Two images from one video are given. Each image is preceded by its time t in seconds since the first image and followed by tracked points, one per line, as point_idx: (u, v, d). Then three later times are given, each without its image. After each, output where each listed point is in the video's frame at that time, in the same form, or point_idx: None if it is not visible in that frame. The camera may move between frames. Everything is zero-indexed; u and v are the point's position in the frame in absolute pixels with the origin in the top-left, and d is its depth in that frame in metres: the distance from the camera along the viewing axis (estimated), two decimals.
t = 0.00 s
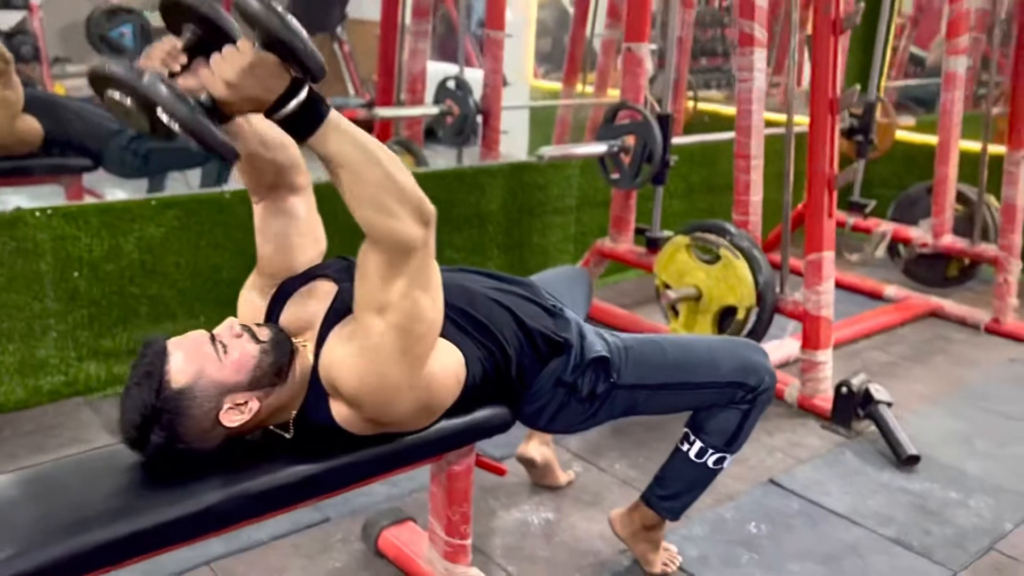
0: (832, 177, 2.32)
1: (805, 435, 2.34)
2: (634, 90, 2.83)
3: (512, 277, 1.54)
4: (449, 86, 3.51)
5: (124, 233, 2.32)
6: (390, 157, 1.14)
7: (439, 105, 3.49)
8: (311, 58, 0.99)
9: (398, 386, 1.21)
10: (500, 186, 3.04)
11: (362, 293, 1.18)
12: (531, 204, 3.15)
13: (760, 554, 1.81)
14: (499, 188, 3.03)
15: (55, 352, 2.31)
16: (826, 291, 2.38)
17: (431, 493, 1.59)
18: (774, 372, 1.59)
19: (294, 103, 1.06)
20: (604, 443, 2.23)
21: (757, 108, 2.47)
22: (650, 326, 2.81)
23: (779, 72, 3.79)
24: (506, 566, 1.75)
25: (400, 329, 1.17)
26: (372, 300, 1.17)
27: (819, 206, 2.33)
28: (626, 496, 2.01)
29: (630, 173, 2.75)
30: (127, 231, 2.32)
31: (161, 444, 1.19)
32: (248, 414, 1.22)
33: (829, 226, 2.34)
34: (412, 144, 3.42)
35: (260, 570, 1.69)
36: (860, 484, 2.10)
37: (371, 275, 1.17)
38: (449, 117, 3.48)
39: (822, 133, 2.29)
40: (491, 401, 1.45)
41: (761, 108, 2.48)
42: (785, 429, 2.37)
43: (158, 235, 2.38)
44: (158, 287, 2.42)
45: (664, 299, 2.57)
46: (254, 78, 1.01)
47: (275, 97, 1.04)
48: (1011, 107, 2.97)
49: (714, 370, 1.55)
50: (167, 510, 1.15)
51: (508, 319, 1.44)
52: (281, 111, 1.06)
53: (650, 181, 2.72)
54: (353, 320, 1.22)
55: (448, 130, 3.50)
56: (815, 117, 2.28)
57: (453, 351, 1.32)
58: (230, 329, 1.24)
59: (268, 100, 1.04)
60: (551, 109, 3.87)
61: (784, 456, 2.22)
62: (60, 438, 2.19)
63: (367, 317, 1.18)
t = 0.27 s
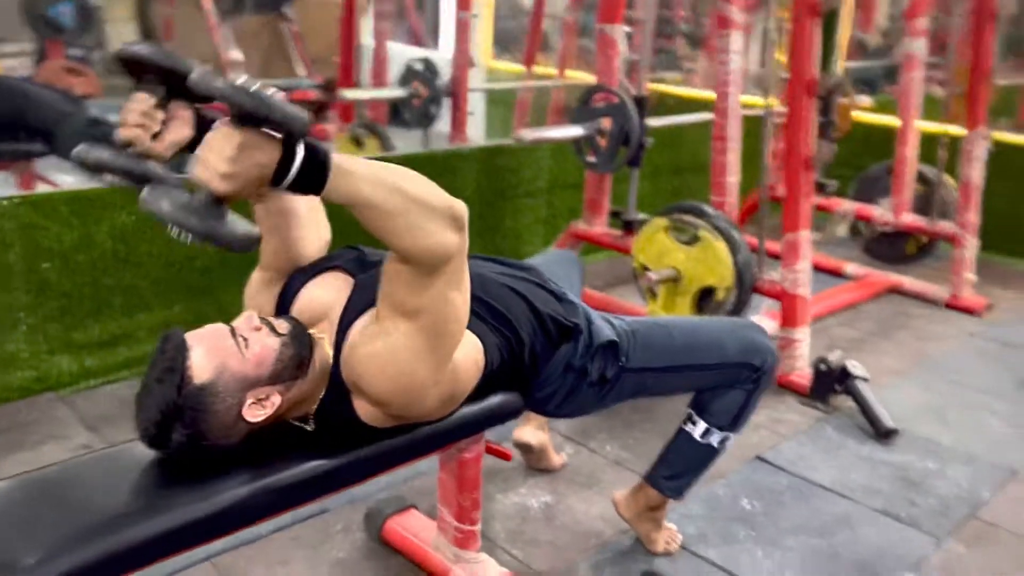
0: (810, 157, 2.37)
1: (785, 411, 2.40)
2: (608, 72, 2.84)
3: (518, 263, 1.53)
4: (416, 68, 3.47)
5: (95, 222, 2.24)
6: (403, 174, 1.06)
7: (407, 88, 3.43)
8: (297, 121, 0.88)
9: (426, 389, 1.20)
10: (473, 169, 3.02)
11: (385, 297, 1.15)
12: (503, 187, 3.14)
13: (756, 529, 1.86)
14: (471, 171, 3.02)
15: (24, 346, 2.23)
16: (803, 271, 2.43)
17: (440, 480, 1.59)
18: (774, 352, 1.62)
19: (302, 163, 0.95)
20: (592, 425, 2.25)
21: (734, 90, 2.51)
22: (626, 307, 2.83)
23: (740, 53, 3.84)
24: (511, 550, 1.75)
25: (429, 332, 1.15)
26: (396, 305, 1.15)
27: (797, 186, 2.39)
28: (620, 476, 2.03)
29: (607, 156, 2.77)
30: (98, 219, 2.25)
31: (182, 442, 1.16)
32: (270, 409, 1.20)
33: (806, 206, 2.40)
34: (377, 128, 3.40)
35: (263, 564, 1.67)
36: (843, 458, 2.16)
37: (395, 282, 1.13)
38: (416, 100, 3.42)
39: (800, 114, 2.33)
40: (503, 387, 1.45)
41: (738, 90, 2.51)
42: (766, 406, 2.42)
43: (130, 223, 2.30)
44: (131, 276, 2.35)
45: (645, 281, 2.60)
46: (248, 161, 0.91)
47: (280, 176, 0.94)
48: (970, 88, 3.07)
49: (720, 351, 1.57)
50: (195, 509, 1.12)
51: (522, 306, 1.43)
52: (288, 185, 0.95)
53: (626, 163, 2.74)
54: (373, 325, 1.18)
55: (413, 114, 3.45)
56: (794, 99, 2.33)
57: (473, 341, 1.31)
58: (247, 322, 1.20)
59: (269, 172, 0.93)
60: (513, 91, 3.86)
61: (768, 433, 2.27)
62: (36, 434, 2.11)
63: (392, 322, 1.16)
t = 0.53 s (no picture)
0: (775, 128, 2.43)
1: (757, 375, 2.47)
2: (570, 46, 2.86)
3: (520, 240, 1.56)
4: (369, 42, 3.46)
5: (59, 209, 2.18)
6: (428, 198, 1.02)
7: (361, 64, 3.42)
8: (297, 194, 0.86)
9: (455, 372, 1.21)
10: (436, 145, 3.03)
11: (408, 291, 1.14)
12: (465, 163, 3.15)
13: (744, 489, 1.92)
14: (434, 148, 3.02)
15: None
16: (769, 238, 2.51)
17: (446, 457, 1.61)
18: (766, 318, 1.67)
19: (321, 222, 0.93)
20: (574, 397, 2.29)
21: (698, 63, 2.55)
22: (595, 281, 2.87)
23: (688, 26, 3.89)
24: (513, 522, 1.78)
25: (458, 318, 1.16)
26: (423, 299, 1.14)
27: (763, 155, 2.45)
28: (608, 445, 2.08)
29: (572, 130, 2.79)
30: (61, 206, 2.18)
31: (210, 431, 1.15)
32: (297, 393, 1.18)
33: (772, 175, 2.47)
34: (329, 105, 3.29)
35: (269, 550, 1.66)
36: (815, 418, 2.25)
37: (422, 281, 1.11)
38: (371, 76, 3.40)
39: (764, 85, 2.39)
40: (512, 362, 1.46)
41: (702, 62, 2.56)
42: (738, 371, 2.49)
43: (94, 209, 2.24)
44: (97, 265, 2.28)
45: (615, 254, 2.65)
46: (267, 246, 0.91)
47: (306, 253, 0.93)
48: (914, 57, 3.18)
49: (716, 320, 1.61)
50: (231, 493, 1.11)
51: (529, 281, 1.45)
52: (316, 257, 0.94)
53: (591, 137, 2.76)
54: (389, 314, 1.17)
55: (368, 89, 3.41)
56: (759, 70, 2.39)
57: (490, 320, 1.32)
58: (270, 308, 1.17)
59: (290, 242, 0.91)
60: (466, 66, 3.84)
61: (743, 397, 2.35)
62: (9, 431, 2.06)
63: (419, 317, 1.15)
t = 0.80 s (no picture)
0: (740, 108, 2.47)
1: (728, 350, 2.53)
2: (532, 28, 2.85)
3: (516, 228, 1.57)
4: (323, 26, 3.36)
5: (19, 206, 2.11)
6: (455, 218, 1.02)
7: (315, 48, 3.34)
8: (308, 267, 0.84)
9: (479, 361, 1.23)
10: (399, 129, 2.99)
11: (428, 297, 1.12)
12: (427, 147, 3.12)
13: (729, 463, 1.97)
14: (397, 133, 2.99)
15: None
16: (736, 216, 2.55)
17: (447, 445, 1.61)
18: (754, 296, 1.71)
19: (350, 268, 0.95)
20: (555, 379, 2.31)
21: (663, 44, 2.58)
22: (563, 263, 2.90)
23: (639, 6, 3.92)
24: (509, 506, 1.80)
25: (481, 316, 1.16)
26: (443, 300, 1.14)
27: (730, 135, 2.49)
28: (593, 425, 2.10)
29: (539, 112, 2.79)
30: (21, 203, 2.11)
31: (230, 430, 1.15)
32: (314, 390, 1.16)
33: (738, 154, 2.51)
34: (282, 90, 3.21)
35: (269, 546, 1.65)
36: (788, 390, 2.32)
37: (445, 290, 1.10)
38: (327, 60, 3.32)
39: (730, 66, 2.43)
40: (514, 349, 1.46)
41: (667, 44, 2.58)
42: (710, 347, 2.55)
43: (55, 205, 2.17)
44: (60, 262, 2.22)
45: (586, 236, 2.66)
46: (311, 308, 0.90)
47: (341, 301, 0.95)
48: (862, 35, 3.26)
49: (707, 299, 1.65)
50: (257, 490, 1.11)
51: (530, 268, 1.46)
52: (353, 300, 0.96)
53: (557, 120, 2.76)
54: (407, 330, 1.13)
55: (323, 74, 3.33)
56: (724, 51, 2.42)
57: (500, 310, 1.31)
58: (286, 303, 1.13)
59: (328, 295, 0.92)
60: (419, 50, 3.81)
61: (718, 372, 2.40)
62: None
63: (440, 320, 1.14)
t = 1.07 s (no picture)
0: (706, 91, 2.47)
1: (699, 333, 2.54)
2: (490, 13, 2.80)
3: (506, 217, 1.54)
4: (272, 13, 3.23)
5: None
6: (472, 226, 1.01)
7: (264, 36, 3.21)
8: (339, 296, 0.87)
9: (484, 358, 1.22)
10: (357, 118, 2.93)
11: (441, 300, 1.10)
12: (386, 136, 3.05)
13: (713, 446, 1.98)
14: (355, 122, 2.92)
15: None
16: (703, 201, 2.57)
17: (439, 441, 1.58)
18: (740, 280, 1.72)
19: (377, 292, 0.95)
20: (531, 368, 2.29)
21: (626, 28, 2.56)
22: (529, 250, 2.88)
23: None
24: (499, 499, 1.78)
25: (494, 316, 1.15)
26: (457, 299, 1.11)
27: (696, 118, 2.49)
28: (575, 413, 2.09)
29: (500, 100, 2.74)
30: None
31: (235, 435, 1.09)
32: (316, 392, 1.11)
33: (704, 138, 2.53)
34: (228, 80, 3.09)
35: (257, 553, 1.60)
36: (762, 370, 2.34)
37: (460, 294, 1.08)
38: (277, 48, 3.20)
39: (695, 49, 2.42)
40: (508, 342, 1.43)
41: (630, 28, 2.57)
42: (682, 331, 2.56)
43: (3, 204, 2.07)
44: (12, 264, 2.13)
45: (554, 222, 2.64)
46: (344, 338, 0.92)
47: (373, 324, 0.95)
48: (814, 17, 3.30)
49: (695, 284, 1.65)
50: (265, 497, 1.06)
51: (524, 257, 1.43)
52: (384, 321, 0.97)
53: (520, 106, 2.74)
54: (416, 335, 1.10)
55: (273, 64, 3.22)
56: (689, 34, 2.41)
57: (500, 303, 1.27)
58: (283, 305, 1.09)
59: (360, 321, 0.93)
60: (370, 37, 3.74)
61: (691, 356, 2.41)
62: None
63: (452, 319, 1.11)
